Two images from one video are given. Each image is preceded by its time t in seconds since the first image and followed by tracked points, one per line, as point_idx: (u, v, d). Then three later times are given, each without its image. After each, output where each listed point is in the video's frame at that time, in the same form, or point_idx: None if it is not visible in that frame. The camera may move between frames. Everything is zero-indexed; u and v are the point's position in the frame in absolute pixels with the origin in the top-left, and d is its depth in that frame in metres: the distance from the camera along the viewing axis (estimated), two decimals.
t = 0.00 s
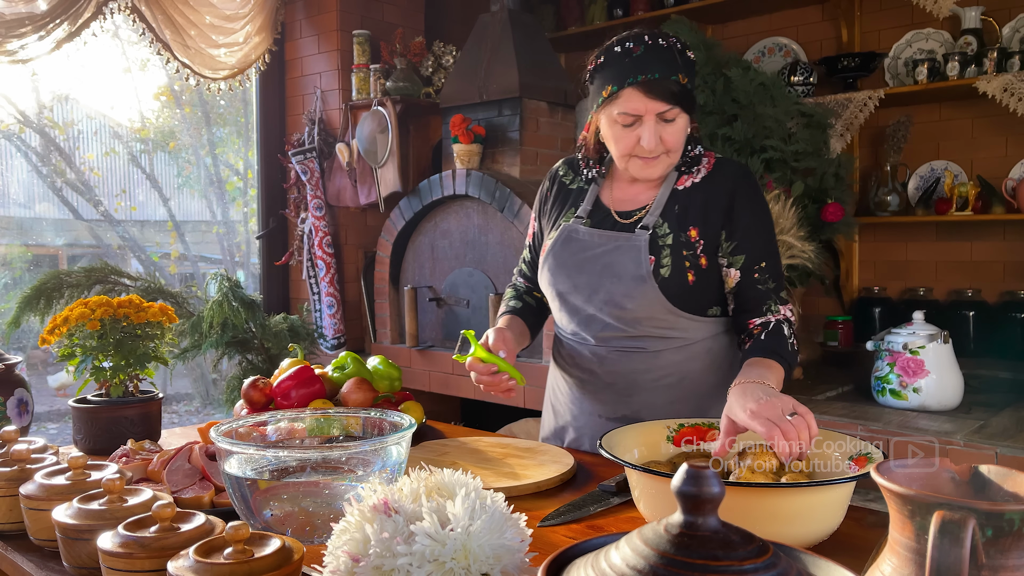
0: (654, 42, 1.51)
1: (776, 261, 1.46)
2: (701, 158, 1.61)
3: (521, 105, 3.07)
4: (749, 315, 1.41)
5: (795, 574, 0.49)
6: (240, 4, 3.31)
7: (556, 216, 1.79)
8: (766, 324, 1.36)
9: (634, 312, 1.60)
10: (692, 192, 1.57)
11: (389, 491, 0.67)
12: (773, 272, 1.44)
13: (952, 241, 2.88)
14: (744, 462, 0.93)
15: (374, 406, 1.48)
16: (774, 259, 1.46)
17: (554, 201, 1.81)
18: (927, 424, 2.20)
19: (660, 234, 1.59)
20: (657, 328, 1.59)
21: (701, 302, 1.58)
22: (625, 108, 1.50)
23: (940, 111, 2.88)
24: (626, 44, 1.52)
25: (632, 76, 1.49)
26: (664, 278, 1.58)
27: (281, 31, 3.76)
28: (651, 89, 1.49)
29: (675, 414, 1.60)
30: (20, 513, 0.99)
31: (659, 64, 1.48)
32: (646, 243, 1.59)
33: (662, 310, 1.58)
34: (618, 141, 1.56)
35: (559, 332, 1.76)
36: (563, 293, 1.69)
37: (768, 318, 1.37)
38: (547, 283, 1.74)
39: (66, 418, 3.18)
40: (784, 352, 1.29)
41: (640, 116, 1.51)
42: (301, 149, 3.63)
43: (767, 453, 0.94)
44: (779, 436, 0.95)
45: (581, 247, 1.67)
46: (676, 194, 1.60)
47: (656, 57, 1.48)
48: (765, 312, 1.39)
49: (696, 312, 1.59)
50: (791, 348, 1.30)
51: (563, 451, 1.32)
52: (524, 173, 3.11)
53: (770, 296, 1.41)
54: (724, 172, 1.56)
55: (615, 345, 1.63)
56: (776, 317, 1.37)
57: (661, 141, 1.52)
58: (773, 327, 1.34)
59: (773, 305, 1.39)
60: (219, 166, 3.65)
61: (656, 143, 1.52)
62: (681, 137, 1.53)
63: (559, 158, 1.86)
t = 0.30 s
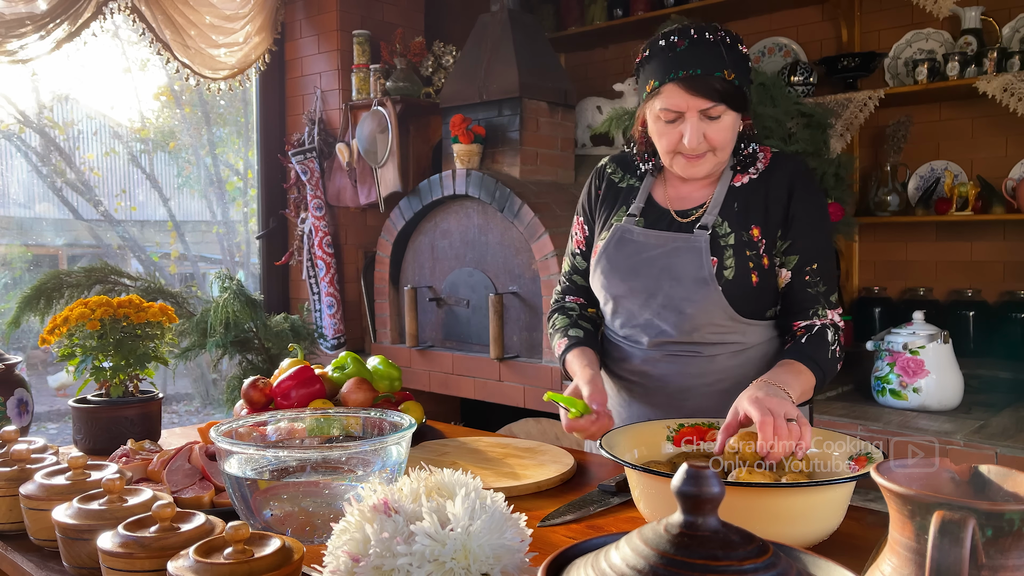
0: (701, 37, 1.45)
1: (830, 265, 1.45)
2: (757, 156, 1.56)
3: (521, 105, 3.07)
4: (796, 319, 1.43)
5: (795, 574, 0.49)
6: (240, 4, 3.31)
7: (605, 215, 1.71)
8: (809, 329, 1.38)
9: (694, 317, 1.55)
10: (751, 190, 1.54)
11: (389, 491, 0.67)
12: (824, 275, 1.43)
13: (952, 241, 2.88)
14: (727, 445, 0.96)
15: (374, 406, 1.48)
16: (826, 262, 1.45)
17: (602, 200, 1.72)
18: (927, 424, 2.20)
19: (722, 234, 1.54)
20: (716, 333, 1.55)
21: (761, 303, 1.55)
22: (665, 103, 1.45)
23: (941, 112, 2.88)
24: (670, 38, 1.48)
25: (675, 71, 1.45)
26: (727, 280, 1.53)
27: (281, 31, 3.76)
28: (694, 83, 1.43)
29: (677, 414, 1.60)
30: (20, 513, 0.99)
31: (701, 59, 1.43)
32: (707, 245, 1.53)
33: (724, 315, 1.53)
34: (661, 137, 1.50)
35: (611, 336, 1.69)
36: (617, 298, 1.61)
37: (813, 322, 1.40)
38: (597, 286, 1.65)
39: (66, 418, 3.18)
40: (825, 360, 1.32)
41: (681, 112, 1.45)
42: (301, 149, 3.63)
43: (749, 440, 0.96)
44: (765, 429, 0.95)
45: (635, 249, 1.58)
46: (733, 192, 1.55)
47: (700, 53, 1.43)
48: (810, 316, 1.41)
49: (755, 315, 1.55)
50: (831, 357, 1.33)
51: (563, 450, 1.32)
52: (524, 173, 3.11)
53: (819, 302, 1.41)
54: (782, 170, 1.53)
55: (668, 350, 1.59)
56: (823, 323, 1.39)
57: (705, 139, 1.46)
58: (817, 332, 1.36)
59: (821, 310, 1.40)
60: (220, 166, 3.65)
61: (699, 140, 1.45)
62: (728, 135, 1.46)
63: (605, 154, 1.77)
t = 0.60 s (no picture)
0: (711, 39, 1.45)
1: (848, 263, 1.46)
2: (770, 158, 1.56)
3: (521, 105, 3.07)
4: (816, 317, 1.44)
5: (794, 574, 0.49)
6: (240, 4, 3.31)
7: (619, 216, 1.69)
8: (831, 324, 1.39)
9: (715, 320, 1.55)
10: (769, 192, 1.54)
11: (388, 491, 0.67)
12: (842, 275, 1.45)
13: (952, 241, 2.88)
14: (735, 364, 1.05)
15: (374, 407, 1.48)
16: (844, 261, 1.46)
17: (617, 201, 1.70)
18: (927, 424, 2.20)
19: (741, 235, 1.54)
20: (734, 336, 1.55)
21: (781, 305, 1.55)
22: (675, 107, 1.45)
23: (941, 112, 2.88)
24: (681, 40, 1.48)
25: (685, 74, 1.45)
26: (749, 282, 1.53)
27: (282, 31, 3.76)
28: (705, 86, 1.43)
29: (678, 414, 1.60)
30: (19, 513, 0.99)
31: (711, 62, 1.43)
32: (728, 247, 1.53)
33: (745, 317, 1.54)
34: (673, 140, 1.50)
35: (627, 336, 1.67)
36: (634, 300, 1.60)
37: (834, 319, 1.41)
38: (613, 289, 1.64)
39: (66, 418, 3.18)
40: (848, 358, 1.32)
41: (692, 115, 1.45)
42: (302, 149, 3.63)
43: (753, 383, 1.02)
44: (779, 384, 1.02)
45: (654, 252, 1.57)
46: (751, 194, 1.55)
47: (710, 55, 1.43)
48: (832, 312, 1.42)
49: (774, 316, 1.56)
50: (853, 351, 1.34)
51: (564, 450, 1.32)
52: (524, 173, 3.11)
53: (839, 300, 1.42)
54: (798, 171, 1.53)
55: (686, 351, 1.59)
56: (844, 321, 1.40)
57: (716, 141, 1.45)
58: (841, 327, 1.37)
59: (841, 309, 1.41)
60: (219, 166, 3.65)
61: (709, 143, 1.45)
62: (738, 137, 1.46)
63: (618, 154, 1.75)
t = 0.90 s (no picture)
0: (701, 36, 1.45)
1: (839, 259, 1.46)
2: (762, 155, 1.55)
3: (521, 105, 3.07)
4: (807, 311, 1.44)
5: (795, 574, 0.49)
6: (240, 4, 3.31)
7: (611, 213, 1.70)
8: (825, 319, 1.38)
9: (708, 313, 1.53)
10: (761, 187, 1.54)
11: (389, 491, 0.67)
12: (833, 270, 1.45)
13: (952, 241, 2.88)
14: (751, 377, 1.22)
15: (374, 406, 1.48)
16: (835, 256, 1.46)
17: (609, 198, 1.71)
18: (927, 424, 2.20)
19: (733, 229, 1.54)
20: (728, 330, 1.53)
21: (772, 298, 1.55)
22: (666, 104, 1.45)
23: (941, 112, 2.88)
24: (671, 38, 1.48)
25: (676, 70, 1.45)
26: (740, 275, 1.53)
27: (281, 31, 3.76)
28: (694, 83, 1.43)
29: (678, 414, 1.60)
30: (20, 513, 0.99)
31: (699, 58, 1.43)
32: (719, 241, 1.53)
33: (737, 310, 1.52)
34: (665, 137, 1.50)
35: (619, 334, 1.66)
36: (626, 294, 1.60)
37: (827, 313, 1.40)
38: (605, 285, 1.64)
39: (66, 418, 3.18)
40: (840, 351, 1.32)
41: (683, 111, 1.45)
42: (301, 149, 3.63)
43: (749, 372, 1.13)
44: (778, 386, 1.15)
45: (647, 246, 1.58)
46: (743, 189, 1.55)
47: (700, 51, 1.43)
48: (823, 307, 1.41)
49: (766, 311, 1.55)
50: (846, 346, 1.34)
51: (563, 451, 1.32)
52: (524, 173, 3.11)
53: (831, 295, 1.42)
54: (789, 167, 1.53)
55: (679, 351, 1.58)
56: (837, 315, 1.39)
57: (707, 138, 1.46)
58: (834, 322, 1.36)
59: (833, 303, 1.41)
60: (219, 166, 3.65)
61: (700, 139, 1.45)
62: (729, 134, 1.46)
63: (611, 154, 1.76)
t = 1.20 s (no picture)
0: (692, 32, 1.45)
1: (824, 258, 1.43)
2: (759, 153, 1.54)
3: (521, 105, 3.07)
4: (784, 307, 1.42)
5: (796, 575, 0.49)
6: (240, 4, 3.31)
7: (607, 206, 1.72)
8: (799, 317, 1.36)
9: (694, 305, 1.53)
10: (753, 183, 1.52)
11: (389, 490, 0.67)
12: (815, 268, 1.42)
13: (952, 241, 2.88)
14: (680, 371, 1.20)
15: (374, 406, 1.48)
16: (819, 255, 1.43)
17: (607, 191, 1.74)
18: (926, 424, 2.20)
19: (722, 224, 1.53)
20: (722, 327, 1.53)
21: (761, 295, 1.53)
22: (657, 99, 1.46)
23: (940, 112, 2.88)
24: (663, 34, 1.48)
25: (667, 65, 1.45)
26: (726, 269, 1.52)
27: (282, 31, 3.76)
28: (685, 77, 1.43)
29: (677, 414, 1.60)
30: (20, 513, 0.99)
31: (690, 53, 1.43)
32: (705, 235, 1.52)
33: (722, 303, 1.52)
34: (658, 133, 1.51)
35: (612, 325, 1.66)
36: (617, 286, 1.61)
37: (803, 312, 1.38)
38: (598, 276, 1.66)
39: (66, 418, 3.18)
40: (805, 352, 1.30)
41: (674, 106, 1.45)
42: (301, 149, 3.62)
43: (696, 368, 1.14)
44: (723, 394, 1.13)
45: (637, 239, 1.59)
46: (735, 185, 1.54)
47: (691, 47, 1.43)
48: (800, 306, 1.39)
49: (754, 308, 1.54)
50: (816, 348, 1.33)
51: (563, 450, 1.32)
52: (524, 173, 3.11)
53: (809, 293, 1.40)
54: (784, 164, 1.52)
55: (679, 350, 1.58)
56: (814, 315, 1.37)
57: (698, 133, 1.46)
58: (807, 322, 1.35)
59: (811, 302, 1.39)
60: (220, 166, 3.65)
61: (691, 134, 1.46)
62: (720, 129, 1.46)
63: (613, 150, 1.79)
